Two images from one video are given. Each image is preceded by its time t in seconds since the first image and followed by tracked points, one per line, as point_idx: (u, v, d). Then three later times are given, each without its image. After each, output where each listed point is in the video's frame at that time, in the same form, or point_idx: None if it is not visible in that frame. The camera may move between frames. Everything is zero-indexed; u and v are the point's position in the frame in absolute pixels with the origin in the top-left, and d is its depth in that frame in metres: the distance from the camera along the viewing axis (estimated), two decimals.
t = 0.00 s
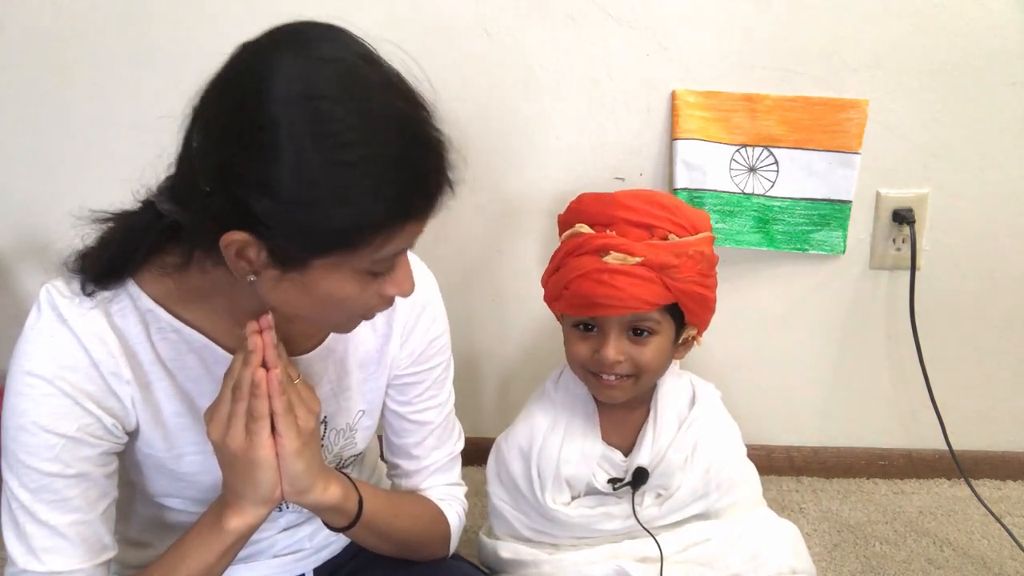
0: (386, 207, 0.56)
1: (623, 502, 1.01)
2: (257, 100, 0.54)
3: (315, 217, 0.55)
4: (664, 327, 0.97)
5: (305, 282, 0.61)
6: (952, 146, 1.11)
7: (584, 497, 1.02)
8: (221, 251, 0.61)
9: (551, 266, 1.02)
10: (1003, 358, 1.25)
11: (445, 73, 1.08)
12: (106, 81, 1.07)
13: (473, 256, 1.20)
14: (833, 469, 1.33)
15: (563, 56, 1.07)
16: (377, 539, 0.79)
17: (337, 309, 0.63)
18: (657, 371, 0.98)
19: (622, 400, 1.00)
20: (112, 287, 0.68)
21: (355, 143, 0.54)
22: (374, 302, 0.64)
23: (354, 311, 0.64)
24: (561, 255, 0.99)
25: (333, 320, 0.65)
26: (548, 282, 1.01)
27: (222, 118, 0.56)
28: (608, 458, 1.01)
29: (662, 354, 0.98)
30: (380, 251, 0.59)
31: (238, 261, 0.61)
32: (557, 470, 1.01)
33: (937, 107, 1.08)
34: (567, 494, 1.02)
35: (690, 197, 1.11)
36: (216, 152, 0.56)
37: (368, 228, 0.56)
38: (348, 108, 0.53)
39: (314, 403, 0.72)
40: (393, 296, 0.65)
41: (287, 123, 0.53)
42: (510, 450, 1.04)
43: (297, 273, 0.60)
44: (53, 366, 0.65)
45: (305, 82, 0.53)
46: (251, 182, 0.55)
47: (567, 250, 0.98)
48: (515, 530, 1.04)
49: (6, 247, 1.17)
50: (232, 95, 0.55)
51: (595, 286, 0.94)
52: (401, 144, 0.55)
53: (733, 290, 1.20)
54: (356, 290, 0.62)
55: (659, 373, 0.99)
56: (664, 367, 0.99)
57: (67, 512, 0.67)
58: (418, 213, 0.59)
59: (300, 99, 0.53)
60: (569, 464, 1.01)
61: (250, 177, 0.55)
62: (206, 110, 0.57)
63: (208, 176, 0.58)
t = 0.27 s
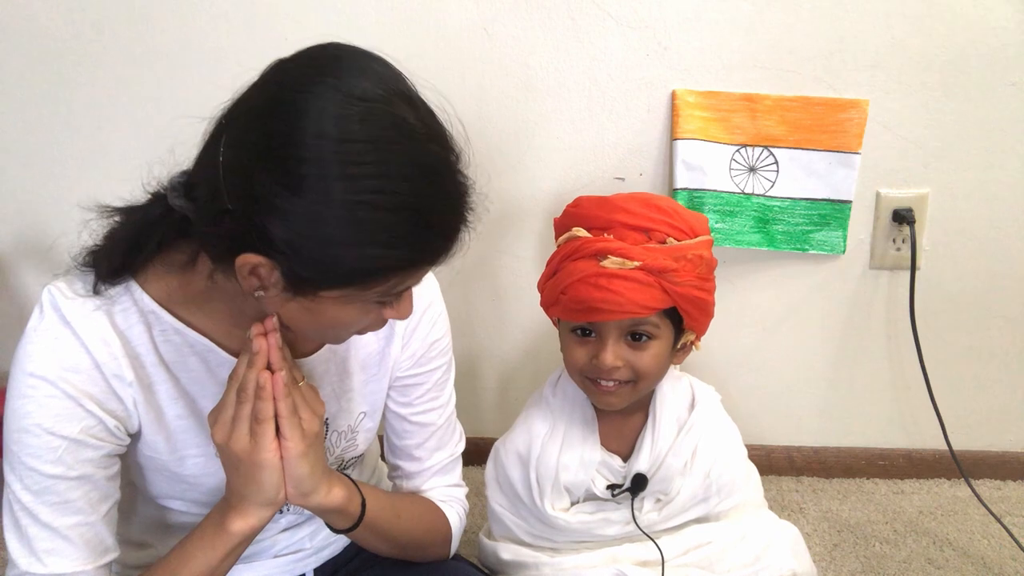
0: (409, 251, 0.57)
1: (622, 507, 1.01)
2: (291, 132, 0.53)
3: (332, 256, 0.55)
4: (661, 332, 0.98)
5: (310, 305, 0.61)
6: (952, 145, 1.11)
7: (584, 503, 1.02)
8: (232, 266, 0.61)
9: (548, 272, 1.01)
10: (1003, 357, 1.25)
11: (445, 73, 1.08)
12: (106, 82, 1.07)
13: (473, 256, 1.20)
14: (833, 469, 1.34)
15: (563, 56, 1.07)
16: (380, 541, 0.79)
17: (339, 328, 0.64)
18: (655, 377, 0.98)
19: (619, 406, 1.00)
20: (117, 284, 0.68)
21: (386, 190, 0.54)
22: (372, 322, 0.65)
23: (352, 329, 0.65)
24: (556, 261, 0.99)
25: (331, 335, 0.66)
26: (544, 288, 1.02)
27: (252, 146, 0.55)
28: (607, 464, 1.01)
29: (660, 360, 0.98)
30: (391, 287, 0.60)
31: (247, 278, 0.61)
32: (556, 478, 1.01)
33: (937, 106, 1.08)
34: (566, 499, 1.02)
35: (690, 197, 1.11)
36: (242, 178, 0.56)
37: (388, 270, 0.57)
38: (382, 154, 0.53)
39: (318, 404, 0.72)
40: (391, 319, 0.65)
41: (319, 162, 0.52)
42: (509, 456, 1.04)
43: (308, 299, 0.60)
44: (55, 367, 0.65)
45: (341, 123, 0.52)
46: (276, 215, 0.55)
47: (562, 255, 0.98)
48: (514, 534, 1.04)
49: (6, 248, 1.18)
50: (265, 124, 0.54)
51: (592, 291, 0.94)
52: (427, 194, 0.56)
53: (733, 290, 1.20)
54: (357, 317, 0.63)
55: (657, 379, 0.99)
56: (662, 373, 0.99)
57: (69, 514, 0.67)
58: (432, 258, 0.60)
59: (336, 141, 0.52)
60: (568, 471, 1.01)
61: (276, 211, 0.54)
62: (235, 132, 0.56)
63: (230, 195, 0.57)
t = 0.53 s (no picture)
0: (400, 220, 0.56)
1: (622, 509, 1.01)
2: (273, 108, 0.53)
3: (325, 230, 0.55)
4: (660, 336, 0.98)
5: (313, 292, 0.60)
6: (952, 145, 1.11)
7: (583, 504, 1.02)
8: (229, 253, 0.61)
9: (545, 274, 1.01)
10: (1003, 357, 1.25)
11: (445, 73, 1.08)
12: (106, 82, 1.07)
13: (473, 256, 1.20)
14: (833, 469, 1.34)
15: (563, 56, 1.07)
16: (381, 540, 0.79)
17: (344, 317, 0.63)
18: (654, 381, 0.98)
19: (618, 410, 1.00)
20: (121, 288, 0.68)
21: (371, 157, 0.53)
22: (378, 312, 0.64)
23: (357, 320, 0.64)
24: (552, 265, 0.99)
25: (336, 327, 0.65)
26: (541, 291, 1.02)
27: (237, 127, 0.55)
28: (607, 465, 1.01)
29: (659, 364, 0.98)
30: (391, 265, 0.59)
31: (247, 266, 0.61)
32: (554, 478, 1.01)
33: (937, 107, 1.08)
34: (565, 501, 1.02)
35: (690, 197, 1.11)
36: (230, 162, 0.56)
37: (381, 240, 0.56)
38: (364, 122, 0.53)
39: (320, 403, 0.72)
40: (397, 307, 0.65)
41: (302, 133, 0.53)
42: (507, 457, 1.04)
43: (309, 283, 0.59)
44: (57, 366, 0.65)
45: (321, 93, 0.53)
46: (264, 193, 0.55)
47: (560, 259, 0.98)
48: (513, 535, 1.04)
49: (7, 248, 1.18)
50: (247, 104, 0.55)
51: (590, 296, 0.94)
52: (414, 159, 0.55)
53: (733, 289, 1.20)
54: (363, 304, 0.62)
55: (656, 383, 0.99)
56: (661, 377, 0.99)
57: (71, 512, 0.67)
58: (427, 228, 0.59)
59: (317, 111, 0.53)
60: (567, 472, 1.01)
61: (264, 188, 0.55)
62: (221, 117, 0.57)
63: (219, 184, 0.58)
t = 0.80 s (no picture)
0: (372, 165, 0.56)
1: (624, 513, 1.01)
2: (230, 79, 0.54)
3: (303, 188, 0.55)
4: (663, 337, 0.97)
5: (305, 262, 0.60)
6: (952, 146, 1.11)
7: (584, 508, 1.02)
8: (215, 238, 0.62)
9: (548, 275, 1.01)
10: (1003, 357, 1.25)
11: (445, 73, 1.08)
12: (106, 82, 1.07)
13: (473, 256, 1.20)
14: (833, 469, 1.34)
15: (563, 56, 1.07)
16: (381, 541, 0.79)
17: (338, 292, 0.62)
18: (657, 382, 0.98)
19: (621, 411, 1.00)
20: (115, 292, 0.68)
21: (333, 106, 0.53)
22: (378, 284, 0.63)
23: (356, 294, 0.63)
24: (556, 266, 0.99)
25: (337, 309, 0.64)
26: (544, 292, 1.02)
27: (199, 103, 0.56)
28: (609, 470, 1.01)
29: (662, 364, 0.98)
30: (373, 220, 0.59)
31: (235, 249, 0.61)
32: (556, 482, 1.01)
33: (937, 107, 1.08)
34: (567, 505, 1.02)
35: (690, 197, 1.11)
36: (198, 138, 0.57)
37: (358, 189, 0.56)
38: (320, 73, 0.54)
39: (317, 403, 0.72)
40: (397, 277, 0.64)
41: (262, 94, 0.53)
42: (508, 461, 1.04)
43: (294, 253, 0.59)
44: (55, 365, 0.65)
45: (273, 53, 0.54)
46: (233, 161, 0.55)
47: (563, 259, 0.98)
48: (513, 538, 1.04)
49: (7, 248, 1.18)
50: (205, 78, 0.56)
51: (593, 296, 0.94)
52: (377, 104, 0.55)
53: (733, 290, 1.20)
54: (359, 270, 0.61)
55: (660, 384, 0.99)
56: (664, 377, 0.99)
57: (70, 512, 0.67)
58: (406, 173, 0.59)
59: (272, 70, 0.53)
60: (569, 476, 1.01)
61: (233, 156, 0.55)
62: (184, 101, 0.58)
63: (194, 172, 0.58)
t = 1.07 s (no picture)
0: (359, 143, 0.56)
1: (626, 515, 1.01)
2: (211, 64, 0.55)
3: (288, 167, 0.55)
4: (672, 336, 0.97)
5: (294, 246, 0.60)
6: (952, 146, 1.11)
7: (586, 510, 1.02)
8: (206, 232, 0.62)
9: (556, 275, 1.01)
10: (1003, 357, 1.25)
11: (445, 74, 1.08)
12: (106, 82, 1.07)
13: (473, 256, 1.20)
14: (833, 469, 1.34)
15: (563, 56, 1.07)
16: (382, 540, 0.79)
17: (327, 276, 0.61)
18: (665, 382, 0.98)
19: (629, 412, 0.99)
20: (109, 291, 0.68)
21: (313, 82, 0.54)
22: (372, 268, 0.63)
23: (348, 280, 0.62)
24: (564, 264, 0.99)
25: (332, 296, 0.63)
26: (552, 291, 1.02)
27: (181, 94, 0.57)
28: (611, 472, 1.01)
29: (670, 364, 0.98)
30: (359, 199, 0.58)
31: (224, 241, 0.62)
32: (558, 484, 1.01)
33: (937, 107, 1.08)
34: (569, 506, 1.01)
35: (690, 197, 1.11)
36: (184, 129, 0.57)
37: (346, 168, 0.56)
38: (299, 54, 0.54)
39: (315, 401, 0.72)
40: (391, 261, 0.63)
41: (243, 76, 0.53)
42: (511, 463, 1.04)
43: (281, 238, 0.59)
44: (53, 365, 0.65)
45: (252, 36, 0.54)
46: (220, 149, 0.55)
47: (571, 258, 0.98)
48: (515, 539, 1.04)
49: (7, 248, 1.18)
50: (186, 68, 0.56)
51: (601, 293, 0.94)
52: (357, 80, 0.56)
53: (733, 290, 1.20)
54: (350, 254, 0.60)
55: (667, 384, 0.99)
56: (673, 377, 0.99)
57: (69, 512, 0.67)
58: (391, 149, 0.59)
59: (251, 54, 0.54)
60: (571, 479, 1.01)
61: (219, 143, 0.55)
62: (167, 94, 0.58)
63: (181, 162, 0.59)
